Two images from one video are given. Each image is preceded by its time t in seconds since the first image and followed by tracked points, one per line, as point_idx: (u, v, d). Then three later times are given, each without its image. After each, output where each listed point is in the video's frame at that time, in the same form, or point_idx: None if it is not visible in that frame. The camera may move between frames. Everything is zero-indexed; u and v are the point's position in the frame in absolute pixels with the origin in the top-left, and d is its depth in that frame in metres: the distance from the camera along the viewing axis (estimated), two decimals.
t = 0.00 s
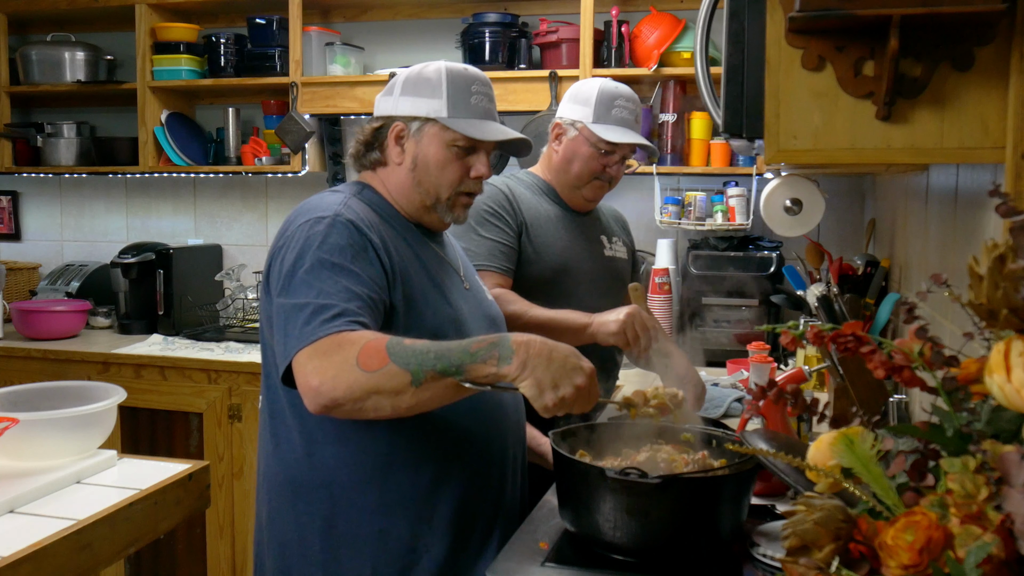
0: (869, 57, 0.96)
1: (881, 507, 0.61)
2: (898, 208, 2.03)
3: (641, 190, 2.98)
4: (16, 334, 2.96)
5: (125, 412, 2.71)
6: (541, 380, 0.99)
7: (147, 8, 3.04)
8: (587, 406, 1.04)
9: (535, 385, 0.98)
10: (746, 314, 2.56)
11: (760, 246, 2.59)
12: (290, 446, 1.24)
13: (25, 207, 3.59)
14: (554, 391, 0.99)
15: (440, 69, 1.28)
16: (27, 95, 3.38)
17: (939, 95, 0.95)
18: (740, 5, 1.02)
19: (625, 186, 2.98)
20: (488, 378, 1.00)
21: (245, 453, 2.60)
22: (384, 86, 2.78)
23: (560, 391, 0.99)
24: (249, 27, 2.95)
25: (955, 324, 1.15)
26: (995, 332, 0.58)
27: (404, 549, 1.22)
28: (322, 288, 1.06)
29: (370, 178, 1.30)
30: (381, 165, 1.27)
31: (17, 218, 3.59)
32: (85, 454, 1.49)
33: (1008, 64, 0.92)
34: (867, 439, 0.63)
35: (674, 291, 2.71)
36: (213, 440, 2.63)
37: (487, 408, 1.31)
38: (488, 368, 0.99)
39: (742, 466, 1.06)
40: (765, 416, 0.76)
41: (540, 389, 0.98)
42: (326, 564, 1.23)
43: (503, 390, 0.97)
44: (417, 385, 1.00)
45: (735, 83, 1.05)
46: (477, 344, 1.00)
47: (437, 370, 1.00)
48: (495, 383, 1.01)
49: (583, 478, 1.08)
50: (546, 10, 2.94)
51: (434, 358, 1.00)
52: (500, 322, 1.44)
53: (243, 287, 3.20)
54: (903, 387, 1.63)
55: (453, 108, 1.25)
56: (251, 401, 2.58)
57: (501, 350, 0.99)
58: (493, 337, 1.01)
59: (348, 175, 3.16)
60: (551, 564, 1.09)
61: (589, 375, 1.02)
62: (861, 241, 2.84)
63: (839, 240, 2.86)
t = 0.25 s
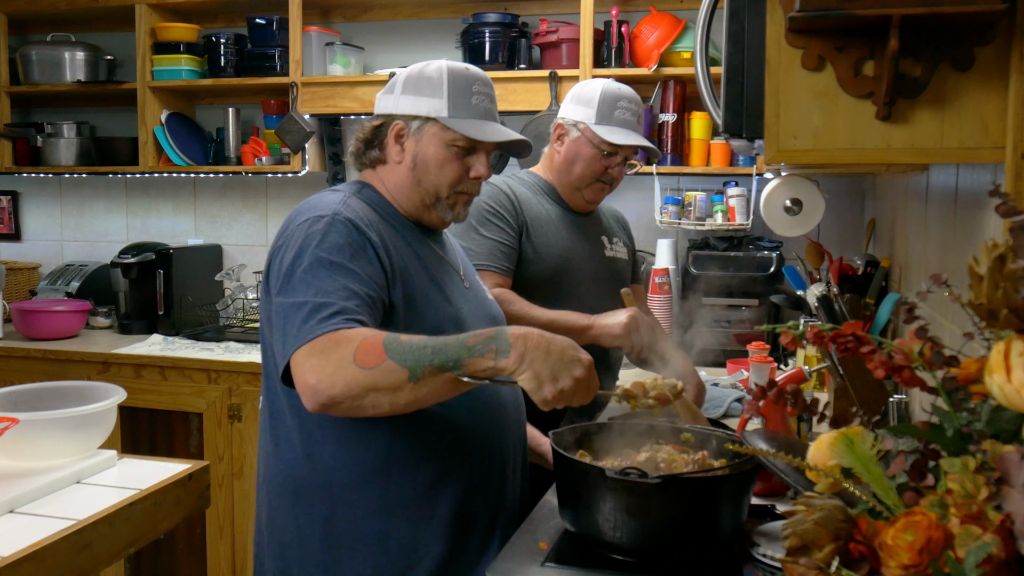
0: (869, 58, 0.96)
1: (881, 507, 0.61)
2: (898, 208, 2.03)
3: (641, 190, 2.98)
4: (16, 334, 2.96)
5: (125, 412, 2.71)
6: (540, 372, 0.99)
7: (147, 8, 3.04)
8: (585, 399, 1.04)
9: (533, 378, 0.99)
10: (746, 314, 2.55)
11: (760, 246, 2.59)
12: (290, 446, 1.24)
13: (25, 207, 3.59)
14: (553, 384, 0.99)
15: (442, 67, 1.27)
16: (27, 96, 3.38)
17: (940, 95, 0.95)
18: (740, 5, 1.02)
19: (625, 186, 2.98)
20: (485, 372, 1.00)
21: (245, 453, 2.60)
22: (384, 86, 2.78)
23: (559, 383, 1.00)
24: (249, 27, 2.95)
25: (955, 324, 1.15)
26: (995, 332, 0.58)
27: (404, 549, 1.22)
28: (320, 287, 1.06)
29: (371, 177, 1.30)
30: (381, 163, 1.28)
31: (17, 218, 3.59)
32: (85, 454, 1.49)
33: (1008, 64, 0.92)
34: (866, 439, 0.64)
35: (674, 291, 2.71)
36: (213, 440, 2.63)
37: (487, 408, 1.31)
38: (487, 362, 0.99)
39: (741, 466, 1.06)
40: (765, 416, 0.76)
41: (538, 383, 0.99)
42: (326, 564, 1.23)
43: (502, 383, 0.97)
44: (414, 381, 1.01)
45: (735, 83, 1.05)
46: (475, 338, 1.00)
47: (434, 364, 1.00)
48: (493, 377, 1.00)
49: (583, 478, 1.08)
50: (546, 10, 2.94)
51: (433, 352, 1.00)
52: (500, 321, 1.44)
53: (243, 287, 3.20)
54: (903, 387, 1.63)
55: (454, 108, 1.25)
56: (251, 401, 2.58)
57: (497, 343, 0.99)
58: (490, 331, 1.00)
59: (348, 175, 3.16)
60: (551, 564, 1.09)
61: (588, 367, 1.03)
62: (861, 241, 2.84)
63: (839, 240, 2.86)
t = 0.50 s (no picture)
0: (870, 57, 0.96)
1: (881, 507, 0.61)
2: (898, 208, 2.03)
3: (641, 190, 2.98)
4: (16, 334, 2.96)
5: (125, 412, 2.71)
6: (540, 375, 0.99)
7: (147, 8, 3.04)
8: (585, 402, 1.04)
9: (533, 380, 0.99)
10: (746, 314, 2.55)
11: (760, 246, 2.59)
12: (289, 447, 1.24)
13: (25, 207, 3.59)
14: (553, 386, 0.99)
15: (446, 68, 1.27)
16: (27, 96, 3.38)
17: (939, 95, 0.95)
18: (740, 6, 1.02)
19: (625, 186, 2.98)
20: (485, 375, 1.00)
21: (245, 453, 2.60)
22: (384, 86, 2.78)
23: (559, 386, 1.00)
24: (249, 27, 2.95)
25: (955, 324, 1.15)
26: (995, 332, 0.58)
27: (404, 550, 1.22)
28: (320, 287, 1.06)
29: (372, 177, 1.30)
30: (383, 163, 1.28)
31: (17, 218, 3.59)
32: (85, 453, 1.49)
33: (1008, 64, 0.92)
34: (866, 439, 0.63)
35: (674, 291, 2.71)
36: (213, 440, 2.63)
37: (487, 408, 1.31)
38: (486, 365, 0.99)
39: (742, 466, 1.06)
40: (765, 416, 0.76)
41: (538, 386, 0.99)
42: (326, 565, 1.23)
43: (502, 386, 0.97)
44: (414, 382, 1.00)
45: (735, 83, 1.05)
46: (474, 340, 1.00)
47: (434, 366, 1.00)
48: (493, 379, 1.00)
49: (583, 478, 1.08)
50: (545, 10, 2.94)
51: (433, 354, 1.00)
52: (500, 322, 1.44)
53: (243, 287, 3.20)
54: (903, 387, 1.63)
55: (458, 109, 1.25)
56: (251, 401, 2.58)
57: (497, 344, 0.99)
58: (489, 333, 1.00)
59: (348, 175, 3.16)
60: (551, 564, 1.09)
61: (588, 369, 1.03)
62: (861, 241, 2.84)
63: (839, 240, 2.86)
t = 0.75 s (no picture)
0: (869, 57, 0.96)
1: (881, 507, 0.61)
2: (898, 208, 2.03)
3: (641, 191, 2.98)
4: (16, 334, 2.96)
5: (125, 412, 2.71)
6: (544, 375, 0.99)
7: (147, 8, 3.04)
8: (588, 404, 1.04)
9: (536, 383, 0.99)
10: (746, 314, 2.55)
11: (760, 246, 2.59)
12: (289, 447, 1.24)
13: (25, 207, 3.59)
14: (557, 388, 0.99)
15: (448, 69, 1.28)
16: (27, 96, 3.38)
17: (939, 95, 0.95)
18: (740, 5, 1.02)
19: (625, 186, 2.98)
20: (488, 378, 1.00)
21: (245, 453, 2.60)
22: (384, 86, 2.78)
23: (562, 388, 1.00)
24: (249, 27, 2.95)
25: (955, 324, 1.15)
26: (995, 332, 0.58)
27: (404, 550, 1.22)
28: (323, 289, 1.06)
29: (374, 179, 1.30)
30: (386, 166, 1.27)
31: (17, 218, 3.59)
32: (86, 454, 1.49)
33: (1008, 64, 0.93)
34: (866, 439, 0.64)
35: (674, 291, 2.71)
36: (213, 440, 2.63)
37: (487, 409, 1.31)
38: (489, 368, 0.99)
39: (742, 466, 1.06)
40: (765, 416, 0.76)
41: (541, 389, 0.99)
42: (326, 565, 1.23)
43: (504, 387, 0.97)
44: (417, 384, 1.01)
45: (735, 83, 1.05)
46: (477, 342, 1.00)
47: (437, 368, 1.00)
48: (496, 381, 1.00)
49: (583, 478, 1.08)
50: (545, 10, 2.94)
51: (435, 357, 1.00)
52: (501, 323, 1.44)
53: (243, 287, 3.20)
54: (903, 387, 1.63)
55: (461, 109, 1.25)
56: (252, 401, 2.58)
57: (501, 344, 1.00)
58: (493, 335, 1.01)
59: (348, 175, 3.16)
60: (551, 564, 1.09)
61: (592, 371, 1.02)
62: (861, 241, 2.84)
63: (839, 240, 2.86)
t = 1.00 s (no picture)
0: (869, 57, 0.96)
1: (881, 507, 0.61)
2: (898, 208, 2.03)
3: (641, 191, 2.98)
4: (16, 334, 2.96)
5: (125, 412, 2.71)
6: (544, 372, 0.99)
7: (147, 8, 3.04)
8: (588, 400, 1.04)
9: (537, 379, 0.99)
10: (746, 314, 2.55)
11: (760, 246, 2.59)
12: (288, 448, 1.24)
13: (25, 207, 3.59)
14: (557, 384, 1.00)
15: (451, 70, 1.28)
16: (27, 96, 3.38)
17: (939, 95, 0.95)
18: (740, 6, 1.02)
19: (625, 186, 2.98)
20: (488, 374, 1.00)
21: (245, 453, 2.60)
22: (384, 86, 2.78)
23: (563, 384, 1.00)
24: (249, 27, 2.95)
25: (955, 324, 1.15)
26: (995, 332, 0.58)
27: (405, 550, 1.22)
28: (324, 288, 1.06)
29: (376, 179, 1.30)
30: (388, 165, 1.27)
31: (17, 218, 3.59)
32: (85, 454, 1.49)
33: (1008, 64, 0.92)
34: (866, 439, 0.63)
35: (674, 292, 2.71)
36: (213, 440, 2.63)
37: (487, 409, 1.31)
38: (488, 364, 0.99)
39: (742, 466, 1.06)
40: (766, 416, 0.76)
41: (541, 384, 0.99)
42: (326, 565, 1.23)
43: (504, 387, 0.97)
44: (418, 382, 1.01)
45: (735, 83, 1.05)
46: (477, 340, 1.00)
47: (438, 366, 1.00)
48: (496, 378, 1.01)
49: (583, 478, 1.08)
50: (545, 10, 2.94)
51: (435, 355, 1.00)
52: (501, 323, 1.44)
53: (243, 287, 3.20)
54: (903, 387, 1.63)
55: (464, 110, 1.25)
56: (251, 401, 2.58)
57: (501, 341, 1.00)
58: (493, 332, 1.01)
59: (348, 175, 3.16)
60: (551, 564, 1.09)
61: (592, 367, 1.03)
62: (861, 241, 2.84)
63: (839, 240, 2.86)
